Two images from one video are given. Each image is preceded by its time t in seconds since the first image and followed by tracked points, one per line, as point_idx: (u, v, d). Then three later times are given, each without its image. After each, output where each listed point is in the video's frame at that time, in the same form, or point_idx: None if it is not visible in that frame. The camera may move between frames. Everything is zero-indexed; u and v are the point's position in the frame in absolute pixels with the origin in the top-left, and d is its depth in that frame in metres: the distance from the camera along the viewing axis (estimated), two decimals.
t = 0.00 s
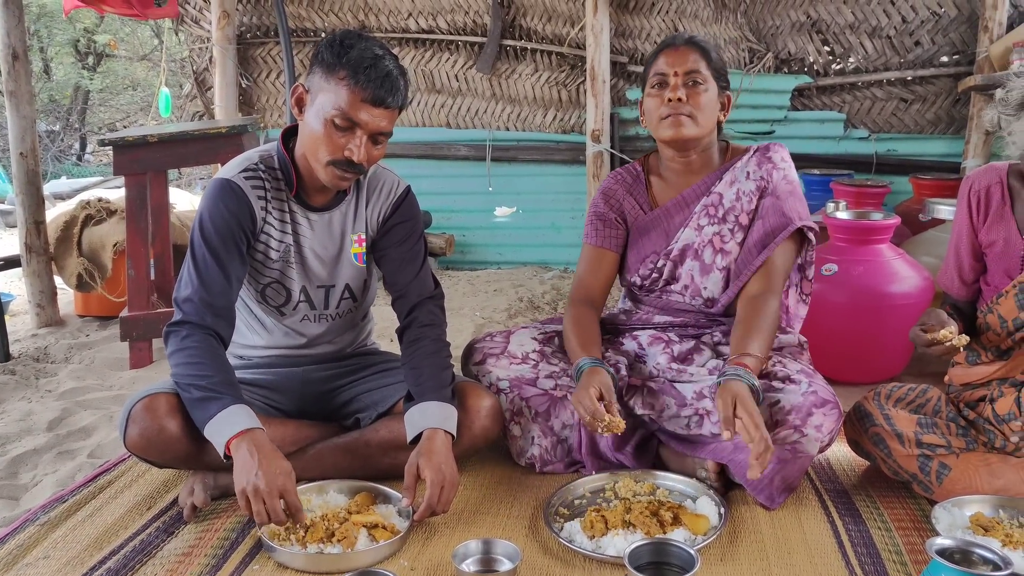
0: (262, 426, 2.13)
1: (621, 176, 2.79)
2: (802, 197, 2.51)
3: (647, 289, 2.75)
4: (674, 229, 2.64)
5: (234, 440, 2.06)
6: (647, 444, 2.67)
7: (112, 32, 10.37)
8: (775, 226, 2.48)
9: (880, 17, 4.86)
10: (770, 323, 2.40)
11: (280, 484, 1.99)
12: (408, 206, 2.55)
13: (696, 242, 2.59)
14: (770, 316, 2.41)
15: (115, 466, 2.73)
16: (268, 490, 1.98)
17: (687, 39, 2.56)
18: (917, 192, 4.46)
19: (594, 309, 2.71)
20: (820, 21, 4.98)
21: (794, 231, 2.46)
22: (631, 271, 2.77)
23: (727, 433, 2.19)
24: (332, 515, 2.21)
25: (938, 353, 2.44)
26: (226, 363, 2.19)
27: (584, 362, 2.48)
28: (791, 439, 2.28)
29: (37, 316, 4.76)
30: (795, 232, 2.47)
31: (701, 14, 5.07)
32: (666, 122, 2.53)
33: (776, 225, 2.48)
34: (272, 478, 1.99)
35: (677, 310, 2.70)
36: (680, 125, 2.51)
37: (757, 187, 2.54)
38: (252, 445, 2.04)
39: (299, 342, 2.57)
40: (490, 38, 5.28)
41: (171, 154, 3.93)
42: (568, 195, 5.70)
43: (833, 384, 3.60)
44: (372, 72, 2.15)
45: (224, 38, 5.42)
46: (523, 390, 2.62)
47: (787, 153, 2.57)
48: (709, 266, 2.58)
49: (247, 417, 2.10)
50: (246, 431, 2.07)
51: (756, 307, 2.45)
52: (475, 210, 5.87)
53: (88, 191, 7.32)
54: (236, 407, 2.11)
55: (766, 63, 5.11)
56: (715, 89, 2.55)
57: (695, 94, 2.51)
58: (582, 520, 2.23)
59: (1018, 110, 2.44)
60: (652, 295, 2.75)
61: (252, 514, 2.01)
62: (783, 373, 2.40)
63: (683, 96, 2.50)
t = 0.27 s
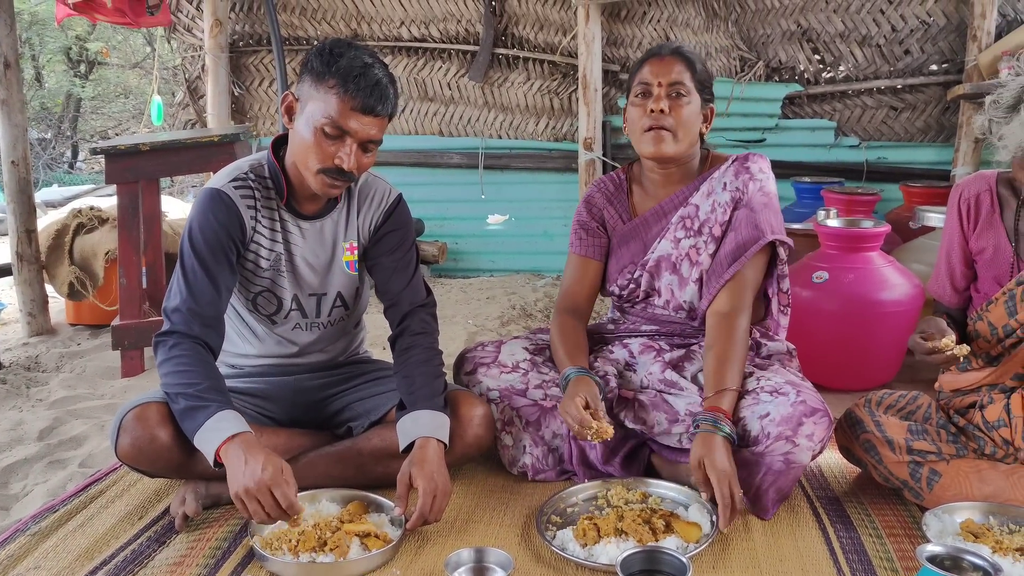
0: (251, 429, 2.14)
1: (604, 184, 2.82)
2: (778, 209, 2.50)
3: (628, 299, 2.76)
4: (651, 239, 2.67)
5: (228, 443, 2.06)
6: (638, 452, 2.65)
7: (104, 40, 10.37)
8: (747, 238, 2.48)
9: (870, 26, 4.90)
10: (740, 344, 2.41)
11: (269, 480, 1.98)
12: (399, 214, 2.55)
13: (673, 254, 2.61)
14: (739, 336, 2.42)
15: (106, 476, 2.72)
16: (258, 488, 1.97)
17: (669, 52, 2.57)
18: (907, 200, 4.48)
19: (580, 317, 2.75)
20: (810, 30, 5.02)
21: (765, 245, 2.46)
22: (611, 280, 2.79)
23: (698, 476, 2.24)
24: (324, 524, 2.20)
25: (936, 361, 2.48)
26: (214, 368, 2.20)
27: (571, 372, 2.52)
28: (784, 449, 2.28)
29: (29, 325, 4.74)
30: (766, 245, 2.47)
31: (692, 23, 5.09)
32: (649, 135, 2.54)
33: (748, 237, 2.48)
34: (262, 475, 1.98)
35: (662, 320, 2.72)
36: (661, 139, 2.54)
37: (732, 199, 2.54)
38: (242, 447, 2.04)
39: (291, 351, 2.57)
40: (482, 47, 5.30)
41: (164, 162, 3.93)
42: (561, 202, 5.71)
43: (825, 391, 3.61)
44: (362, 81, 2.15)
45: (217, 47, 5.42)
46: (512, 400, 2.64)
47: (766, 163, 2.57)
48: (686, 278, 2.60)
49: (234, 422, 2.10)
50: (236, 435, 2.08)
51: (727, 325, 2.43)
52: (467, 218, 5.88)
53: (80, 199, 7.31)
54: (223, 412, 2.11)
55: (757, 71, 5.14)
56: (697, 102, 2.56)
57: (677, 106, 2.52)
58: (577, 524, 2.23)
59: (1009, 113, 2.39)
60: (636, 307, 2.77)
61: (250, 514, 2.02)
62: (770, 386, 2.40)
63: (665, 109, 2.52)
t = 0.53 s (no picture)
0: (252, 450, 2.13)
1: (590, 195, 2.83)
2: (762, 213, 2.46)
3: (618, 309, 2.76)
4: (638, 248, 2.67)
5: (229, 459, 2.06)
6: (631, 458, 2.70)
7: (97, 45, 10.36)
8: (733, 244, 2.46)
9: (862, 32, 4.92)
10: (730, 354, 2.41)
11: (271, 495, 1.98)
12: (391, 219, 2.56)
13: (660, 262, 2.60)
14: (729, 345, 2.41)
15: (99, 482, 2.71)
16: (259, 502, 1.97)
17: (638, 66, 2.51)
18: (899, 205, 4.50)
19: (571, 332, 2.78)
20: (802, 36, 5.04)
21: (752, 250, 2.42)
22: (600, 290, 2.79)
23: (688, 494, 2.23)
24: (317, 529, 2.18)
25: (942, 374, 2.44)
26: (210, 380, 2.18)
27: (565, 394, 2.52)
28: (779, 455, 2.28)
29: (21, 331, 4.72)
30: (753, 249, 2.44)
31: (685, 29, 5.09)
32: (626, 160, 2.54)
33: (733, 243, 2.46)
34: (263, 489, 1.98)
35: (652, 329, 2.72)
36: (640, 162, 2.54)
37: (716, 205, 2.52)
38: (243, 465, 2.04)
39: (283, 356, 2.56)
40: (476, 53, 5.31)
41: (157, 167, 3.93)
42: (555, 208, 5.73)
43: (818, 396, 3.62)
44: (352, 85, 2.16)
45: (210, 52, 5.42)
46: (504, 407, 2.64)
47: (750, 167, 2.54)
48: (675, 286, 2.59)
49: (234, 440, 2.09)
50: (236, 454, 2.07)
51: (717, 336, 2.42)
52: (461, 223, 5.89)
53: (73, 205, 7.29)
54: (224, 428, 2.10)
55: (750, 77, 5.17)
56: (672, 117, 2.53)
57: (651, 128, 2.50)
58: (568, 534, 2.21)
59: (1004, 115, 2.37)
60: (626, 316, 2.77)
61: (247, 532, 1.99)
62: (763, 393, 2.40)
63: (640, 133, 2.50)
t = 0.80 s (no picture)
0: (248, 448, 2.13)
1: (584, 200, 2.82)
2: (756, 215, 2.48)
3: (613, 312, 2.76)
4: (632, 251, 2.67)
5: (226, 459, 2.05)
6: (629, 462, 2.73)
7: (93, 49, 10.35)
8: (727, 245, 2.47)
9: (856, 36, 4.94)
10: (728, 358, 2.42)
11: (271, 500, 1.98)
12: (387, 223, 2.56)
13: (654, 266, 2.61)
14: (727, 348, 2.43)
15: (95, 486, 2.71)
16: (258, 507, 1.96)
17: (624, 84, 2.45)
18: (894, 208, 4.51)
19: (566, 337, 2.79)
20: (798, 39, 5.08)
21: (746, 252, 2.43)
22: (595, 294, 2.79)
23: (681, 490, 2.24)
24: (314, 534, 2.17)
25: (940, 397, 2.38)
26: (208, 384, 2.18)
27: (555, 398, 2.53)
28: (775, 458, 2.28)
29: (16, 335, 4.71)
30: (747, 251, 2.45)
31: (681, 32, 5.12)
32: (619, 181, 2.54)
33: (727, 246, 2.47)
34: (263, 495, 1.98)
35: (648, 333, 2.72)
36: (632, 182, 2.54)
37: (709, 207, 2.54)
38: (240, 465, 2.04)
39: (280, 360, 2.56)
40: (472, 57, 5.32)
41: (154, 171, 3.94)
42: (551, 211, 5.73)
43: (814, 399, 3.62)
44: (349, 89, 2.16)
45: (206, 56, 5.43)
46: (500, 412, 2.65)
47: (743, 169, 2.55)
48: (669, 289, 2.59)
49: (231, 439, 2.09)
50: (234, 452, 2.07)
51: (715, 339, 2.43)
52: (458, 226, 5.89)
53: (69, 209, 7.28)
54: (222, 428, 2.10)
55: (745, 81, 5.21)
56: (661, 135, 2.49)
57: (641, 151, 2.48)
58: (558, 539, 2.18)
59: (998, 121, 2.28)
60: (622, 320, 2.77)
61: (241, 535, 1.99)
62: (758, 396, 2.41)
63: (630, 158, 2.48)
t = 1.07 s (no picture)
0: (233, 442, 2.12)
1: (584, 203, 2.82)
2: (759, 219, 2.51)
3: (612, 313, 2.77)
4: (634, 253, 2.68)
5: (208, 457, 2.04)
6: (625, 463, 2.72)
7: (90, 51, 10.34)
8: (733, 248, 2.49)
9: (853, 38, 4.95)
10: (731, 361, 2.46)
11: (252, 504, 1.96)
12: (385, 226, 2.56)
13: (656, 268, 2.61)
14: (730, 352, 2.46)
15: (91, 490, 2.70)
16: (241, 513, 1.95)
17: (626, 91, 2.44)
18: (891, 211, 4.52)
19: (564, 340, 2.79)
20: (795, 42, 5.09)
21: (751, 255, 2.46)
22: (595, 296, 2.80)
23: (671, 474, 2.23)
24: (311, 536, 2.15)
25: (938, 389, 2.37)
26: (201, 382, 2.19)
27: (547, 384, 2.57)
28: (772, 463, 2.29)
29: (13, 338, 4.71)
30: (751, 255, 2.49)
31: (678, 35, 5.15)
32: (622, 185, 2.55)
33: (732, 249, 2.49)
34: (244, 498, 1.96)
35: (646, 335, 2.72)
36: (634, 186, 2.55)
37: (713, 211, 2.55)
38: (223, 460, 2.03)
39: (278, 363, 2.56)
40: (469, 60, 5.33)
41: (151, 174, 3.94)
42: (548, 213, 5.73)
43: (812, 401, 3.62)
44: (348, 93, 2.16)
45: (204, 59, 5.43)
46: (498, 414, 2.65)
47: (746, 173, 2.58)
48: (672, 291, 2.61)
49: (215, 435, 2.08)
50: (216, 449, 2.05)
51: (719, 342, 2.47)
52: (455, 229, 5.89)
53: (66, 212, 7.27)
54: (205, 425, 2.09)
55: (742, 83, 5.23)
56: (663, 140, 2.49)
57: (643, 157, 2.48)
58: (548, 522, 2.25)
59: (997, 129, 2.17)
60: (621, 321, 2.77)
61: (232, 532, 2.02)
62: (756, 400, 2.40)
63: (633, 163, 2.48)
